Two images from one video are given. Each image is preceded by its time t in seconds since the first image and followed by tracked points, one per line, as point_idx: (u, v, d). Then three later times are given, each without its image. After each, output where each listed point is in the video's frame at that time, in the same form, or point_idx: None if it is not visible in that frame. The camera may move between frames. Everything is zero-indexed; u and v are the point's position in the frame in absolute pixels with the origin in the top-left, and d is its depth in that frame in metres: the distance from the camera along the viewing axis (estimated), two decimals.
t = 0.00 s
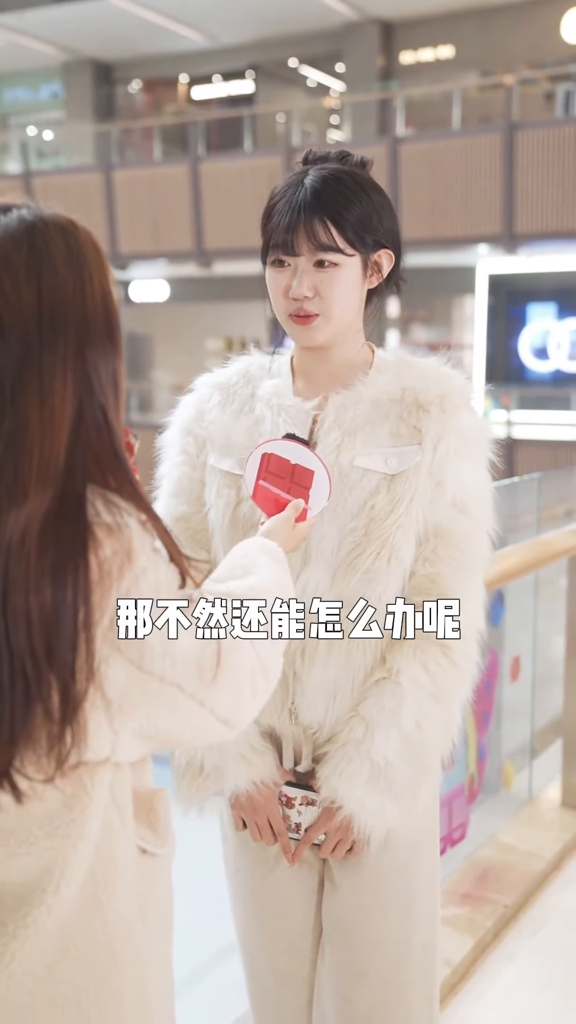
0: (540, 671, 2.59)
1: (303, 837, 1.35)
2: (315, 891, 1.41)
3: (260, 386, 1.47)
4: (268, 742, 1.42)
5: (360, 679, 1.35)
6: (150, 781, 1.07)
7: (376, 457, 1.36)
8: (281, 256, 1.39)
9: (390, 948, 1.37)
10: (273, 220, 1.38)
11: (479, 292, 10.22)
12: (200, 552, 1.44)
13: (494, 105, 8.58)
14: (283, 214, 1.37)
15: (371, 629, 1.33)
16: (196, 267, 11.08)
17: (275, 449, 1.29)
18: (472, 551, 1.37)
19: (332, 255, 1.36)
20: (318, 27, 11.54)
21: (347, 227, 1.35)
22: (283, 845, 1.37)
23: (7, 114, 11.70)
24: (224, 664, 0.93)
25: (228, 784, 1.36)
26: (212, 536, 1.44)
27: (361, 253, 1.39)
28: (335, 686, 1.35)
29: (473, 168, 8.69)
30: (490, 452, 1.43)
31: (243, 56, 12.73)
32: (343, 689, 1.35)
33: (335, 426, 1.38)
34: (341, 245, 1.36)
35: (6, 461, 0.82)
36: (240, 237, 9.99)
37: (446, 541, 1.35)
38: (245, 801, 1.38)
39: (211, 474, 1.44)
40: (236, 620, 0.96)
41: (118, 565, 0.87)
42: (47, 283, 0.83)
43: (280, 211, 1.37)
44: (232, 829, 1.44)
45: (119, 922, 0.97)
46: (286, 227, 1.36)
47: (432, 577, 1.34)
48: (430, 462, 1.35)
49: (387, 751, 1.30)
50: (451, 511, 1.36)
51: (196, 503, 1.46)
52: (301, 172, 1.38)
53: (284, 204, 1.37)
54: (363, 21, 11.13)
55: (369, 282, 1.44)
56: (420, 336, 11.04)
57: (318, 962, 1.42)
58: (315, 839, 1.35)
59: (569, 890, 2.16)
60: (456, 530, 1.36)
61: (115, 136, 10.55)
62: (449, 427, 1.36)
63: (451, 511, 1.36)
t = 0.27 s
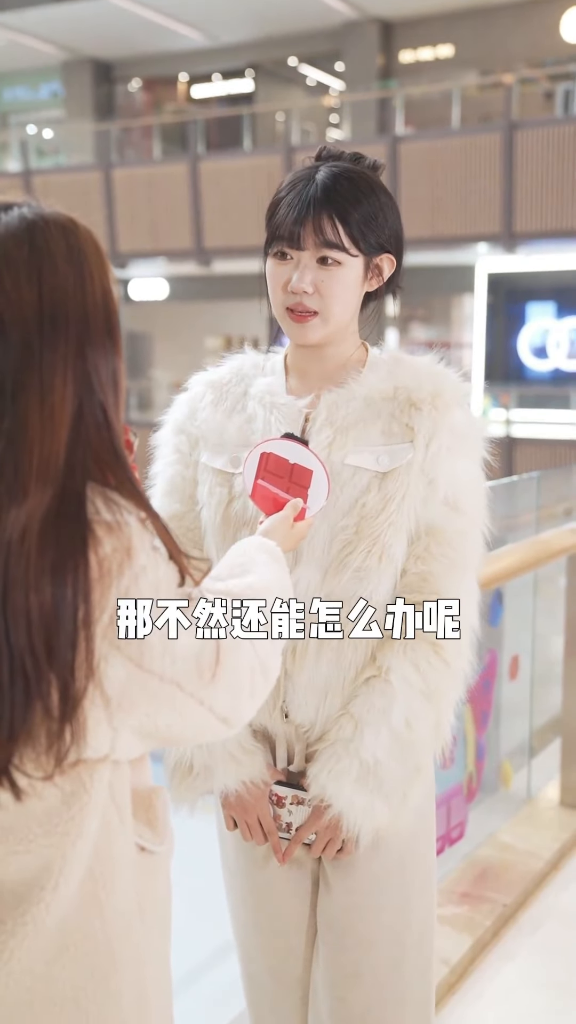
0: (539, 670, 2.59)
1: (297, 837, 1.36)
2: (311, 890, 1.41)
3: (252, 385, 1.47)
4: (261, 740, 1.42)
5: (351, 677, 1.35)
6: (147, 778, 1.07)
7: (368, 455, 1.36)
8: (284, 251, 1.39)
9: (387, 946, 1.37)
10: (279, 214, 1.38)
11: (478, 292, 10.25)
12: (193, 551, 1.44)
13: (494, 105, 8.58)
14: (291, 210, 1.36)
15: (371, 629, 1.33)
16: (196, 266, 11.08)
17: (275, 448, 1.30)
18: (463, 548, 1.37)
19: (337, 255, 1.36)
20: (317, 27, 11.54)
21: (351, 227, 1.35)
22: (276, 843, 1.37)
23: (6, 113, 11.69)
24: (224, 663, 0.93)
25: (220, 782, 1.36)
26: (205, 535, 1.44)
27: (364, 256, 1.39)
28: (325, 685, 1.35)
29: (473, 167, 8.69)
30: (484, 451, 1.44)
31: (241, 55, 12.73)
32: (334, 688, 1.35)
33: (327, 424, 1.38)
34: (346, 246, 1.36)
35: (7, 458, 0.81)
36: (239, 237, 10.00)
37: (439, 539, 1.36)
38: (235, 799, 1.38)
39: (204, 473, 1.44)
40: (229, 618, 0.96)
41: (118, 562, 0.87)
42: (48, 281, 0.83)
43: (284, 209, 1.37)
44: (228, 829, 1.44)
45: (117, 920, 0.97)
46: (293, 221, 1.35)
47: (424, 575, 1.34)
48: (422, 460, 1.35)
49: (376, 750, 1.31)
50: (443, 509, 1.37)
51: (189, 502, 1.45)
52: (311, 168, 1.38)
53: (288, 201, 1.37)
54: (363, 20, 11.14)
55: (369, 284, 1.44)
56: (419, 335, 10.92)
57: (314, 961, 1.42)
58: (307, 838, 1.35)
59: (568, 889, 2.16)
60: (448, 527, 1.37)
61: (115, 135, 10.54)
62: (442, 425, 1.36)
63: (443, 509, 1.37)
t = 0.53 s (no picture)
0: (539, 671, 2.59)
1: (296, 838, 1.36)
2: (311, 891, 1.41)
3: (252, 386, 1.47)
4: (261, 741, 1.42)
5: (351, 678, 1.35)
6: (147, 778, 1.07)
7: (368, 456, 1.36)
8: (282, 252, 1.39)
9: (387, 946, 1.37)
10: (277, 215, 1.38)
11: (479, 292, 10.26)
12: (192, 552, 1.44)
13: (494, 104, 8.58)
14: (287, 210, 1.36)
15: (371, 629, 1.33)
16: (197, 266, 11.09)
17: (275, 449, 1.30)
18: (462, 548, 1.37)
19: (334, 254, 1.36)
20: (319, 27, 11.56)
21: (349, 227, 1.36)
22: (276, 844, 1.37)
23: (7, 114, 11.70)
24: (223, 663, 0.93)
25: (219, 785, 1.36)
26: (204, 535, 1.44)
27: (362, 254, 1.39)
28: (326, 686, 1.35)
29: (474, 168, 8.69)
30: (484, 452, 1.44)
31: (242, 56, 12.75)
32: (334, 689, 1.35)
33: (326, 425, 1.38)
34: (343, 245, 1.36)
35: (6, 458, 0.82)
36: (240, 237, 10.01)
37: (437, 540, 1.36)
38: (234, 801, 1.38)
39: (203, 473, 1.44)
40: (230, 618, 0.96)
41: (117, 563, 0.87)
42: (48, 282, 0.83)
43: (283, 208, 1.37)
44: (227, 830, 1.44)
45: (117, 920, 0.97)
46: (290, 221, 1.35)
47: (422, 575, 1.35)
48: (422, 461, 1.35)
49: (376, 750, 1.31)
50: (442, 509, 1.37)
51: (189, 503, 1.45)
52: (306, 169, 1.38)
53: (286, 202, 1.37)
54: (363, 21, 11.14)
55: (368, 284, 1.44)
56: (420, 335, 10.76)
57: (314, 962, 1.42)
58: (307, 839, 1.35)
59: (569, 890, 2.16)
60: (447, 527, 1.37)
61: (116, 135, 10.55)
62: (440, 426, 1.36)
63: (442, 509, 1.37)
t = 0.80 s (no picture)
0: (540, 670, 2.59)
1: (299, 837, 1.36)
2: (310, 891, 1.41)
3: (250, 386, 1.47)
4: (263, 741, 1.43)
5: (354, 678, 1.35)
6: (144, 778, 1.08)
7: (368, 456, 1.36)
8: (279, 253, 1.39)
9: (386, 945, 1.37)
10: (275, 216, 1.38)
11: (480, 292, 10.20)
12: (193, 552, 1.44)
13: (495, 104, 8.55)
14: (284, 212, 1.36)
15: (372, 629, 1.34)
16: (197, 266, 11.08)
17: (273, 449, 1.30)
18: (464, 548, 1.38)
19: (331, 256, 1.36)
20: (319, 27, 11.52)
21: (346, 228, 1.36)
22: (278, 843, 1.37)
23: (9, 114, 11.70)
24: (221, 664, 0.93)
25: (222, 785, 1.36)
26: (205, 536, 1.44)
27: (359, 255, 1.39)
28: (329, 686, 1.36)
29: (475, 167, 8.68)
30: (483, 452, 1.45)
31: (243, 56, 12.71)
32: (338, 689, 1.36)
33: (328, 425, 1.38)
34: (340, 245, 1.36)
35: (2, 458, 0.82)
36: (241, 238, 10.01)
37: (439, 539, 1.36)
38: (238, 801, 1.38)
39: (204, 473, 1.44)
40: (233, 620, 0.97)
41: (113, 563, 0.87)
42: (45, 282, 0.83)
43: (279, 210, 1.37)
44: (227, 830, 1.44)
45: (114, 919, 0.97)
46: (287, 223, 1.36)
47: (425, 574, 1.35)
48: (424, 461, 1.36)
49: (380, 750, 1.31)
50: (443, 509, 1.37)
51: (188, 504, 1.46)
52: (304, 170, 1.38)
53: (283, 203, 1.37)
54: (364, 21, 11.11)
55: (365, 285, 1.44)
56: (421, 335, 10.76)
57: (313, 962, 1.42)
58: (309, 839, 1.36)
59: (568, 890, 2.16)
60: (449, 527, 1.37)
61: (117, 136, 10.55)
62: (441, 426, 1.37)
63: (443, 508, 1.37)
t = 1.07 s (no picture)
0: (539, 670, 2.59)
1: (299, 837, 1.36)
2: (309, 892, 1.41)
3: (250, 386, 1.48)
4: (263, 741, 1.43)
5: (354, 678, 1.35)
6: (144, 776, 1.08)
7: (368, 456, 1.37)
8: (279, 254, 1.39)
9: (386, 945, 1.37)
10: (275, 218, 1.38)
11: (482, 292, 10.26)
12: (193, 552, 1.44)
13: (497, 105, 8.54)
14: (284, 212, 1.37)
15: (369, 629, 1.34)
16: (199, 265, 11.07)
17: (271, 448, 1.30)
18: (464, 547, 1.38)
19: (331, 257, 1.36)
20: (322, 27, 11.51)
21: (345, 227, 1.36)
22: (279, 844, 1.37)
23: (12, 114, 11.72)
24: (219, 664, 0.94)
25: (222, 784, 1.36)
26: (205, 535, 1.44)
27: (359, 256, 1.39)
28: (329, 686, 1.36)
29: (477, 167, 8.67)
30: (482, 452, 1.45)
31: (246, 56, 12.71)
32: (337, 689, 1.36)
33: (327, 425, 1.38)
34: (341, 246, 1.36)
35: None
36: (243, 239, 10.02)
37: (439, 539, 1.37)
38: (238, 801, 1.38)
39: (204, 473, 1.44)
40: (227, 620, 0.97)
41: (111, 564, 0.87)
42: (29, 281, 0.84)
43: (280, 211, 1.37)
44: (227, 831, 1.44)
45: (113, 919, 0.98)
46: (287, 223, 1.36)
47: (424, 574, 1.36)
48: (423, 461, 1.36)
49: (380, 750, 1.31)
50: (443, 509, 1.37)
51: (188, 504, 1.46)
52: (303, 171, 1.38)
53: (282, 204, 1.37)
54: (366, 21, 11.10)
55: (364, 286, 1.44)
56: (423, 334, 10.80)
57: (313, 962, 1.43)
58: (309, 839, 1.36)
59: (569, 890, 2.16)
60: (449, 527, 1.37)
61: (119, 136, 10.56)
62: (441, 426, 1.38)
63: (443, 508, 1.38)
